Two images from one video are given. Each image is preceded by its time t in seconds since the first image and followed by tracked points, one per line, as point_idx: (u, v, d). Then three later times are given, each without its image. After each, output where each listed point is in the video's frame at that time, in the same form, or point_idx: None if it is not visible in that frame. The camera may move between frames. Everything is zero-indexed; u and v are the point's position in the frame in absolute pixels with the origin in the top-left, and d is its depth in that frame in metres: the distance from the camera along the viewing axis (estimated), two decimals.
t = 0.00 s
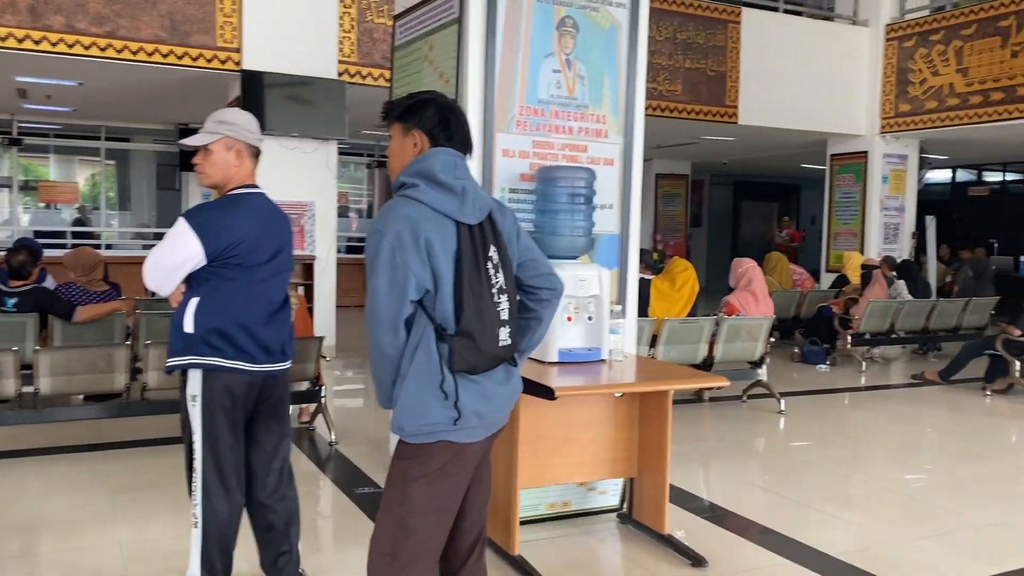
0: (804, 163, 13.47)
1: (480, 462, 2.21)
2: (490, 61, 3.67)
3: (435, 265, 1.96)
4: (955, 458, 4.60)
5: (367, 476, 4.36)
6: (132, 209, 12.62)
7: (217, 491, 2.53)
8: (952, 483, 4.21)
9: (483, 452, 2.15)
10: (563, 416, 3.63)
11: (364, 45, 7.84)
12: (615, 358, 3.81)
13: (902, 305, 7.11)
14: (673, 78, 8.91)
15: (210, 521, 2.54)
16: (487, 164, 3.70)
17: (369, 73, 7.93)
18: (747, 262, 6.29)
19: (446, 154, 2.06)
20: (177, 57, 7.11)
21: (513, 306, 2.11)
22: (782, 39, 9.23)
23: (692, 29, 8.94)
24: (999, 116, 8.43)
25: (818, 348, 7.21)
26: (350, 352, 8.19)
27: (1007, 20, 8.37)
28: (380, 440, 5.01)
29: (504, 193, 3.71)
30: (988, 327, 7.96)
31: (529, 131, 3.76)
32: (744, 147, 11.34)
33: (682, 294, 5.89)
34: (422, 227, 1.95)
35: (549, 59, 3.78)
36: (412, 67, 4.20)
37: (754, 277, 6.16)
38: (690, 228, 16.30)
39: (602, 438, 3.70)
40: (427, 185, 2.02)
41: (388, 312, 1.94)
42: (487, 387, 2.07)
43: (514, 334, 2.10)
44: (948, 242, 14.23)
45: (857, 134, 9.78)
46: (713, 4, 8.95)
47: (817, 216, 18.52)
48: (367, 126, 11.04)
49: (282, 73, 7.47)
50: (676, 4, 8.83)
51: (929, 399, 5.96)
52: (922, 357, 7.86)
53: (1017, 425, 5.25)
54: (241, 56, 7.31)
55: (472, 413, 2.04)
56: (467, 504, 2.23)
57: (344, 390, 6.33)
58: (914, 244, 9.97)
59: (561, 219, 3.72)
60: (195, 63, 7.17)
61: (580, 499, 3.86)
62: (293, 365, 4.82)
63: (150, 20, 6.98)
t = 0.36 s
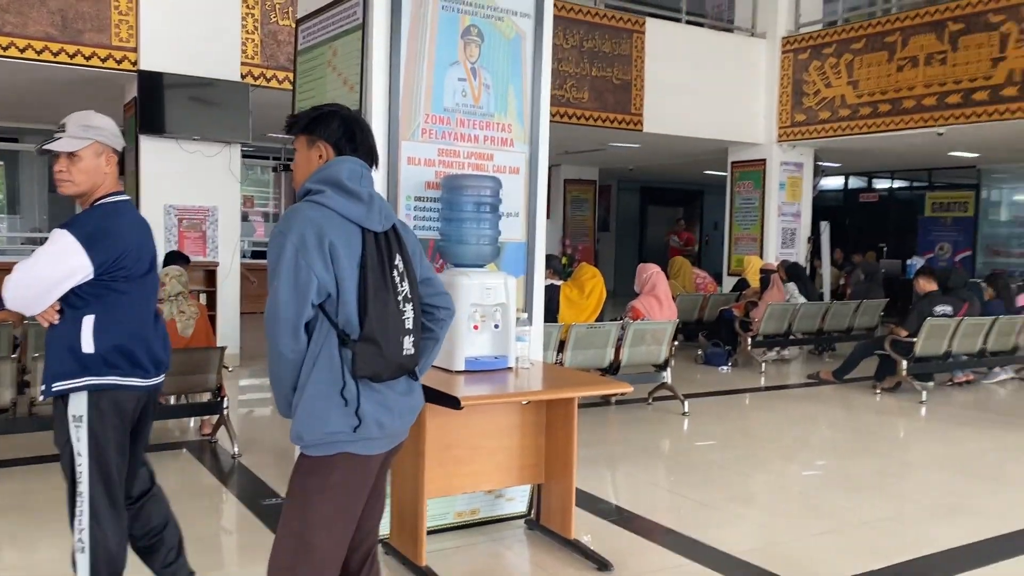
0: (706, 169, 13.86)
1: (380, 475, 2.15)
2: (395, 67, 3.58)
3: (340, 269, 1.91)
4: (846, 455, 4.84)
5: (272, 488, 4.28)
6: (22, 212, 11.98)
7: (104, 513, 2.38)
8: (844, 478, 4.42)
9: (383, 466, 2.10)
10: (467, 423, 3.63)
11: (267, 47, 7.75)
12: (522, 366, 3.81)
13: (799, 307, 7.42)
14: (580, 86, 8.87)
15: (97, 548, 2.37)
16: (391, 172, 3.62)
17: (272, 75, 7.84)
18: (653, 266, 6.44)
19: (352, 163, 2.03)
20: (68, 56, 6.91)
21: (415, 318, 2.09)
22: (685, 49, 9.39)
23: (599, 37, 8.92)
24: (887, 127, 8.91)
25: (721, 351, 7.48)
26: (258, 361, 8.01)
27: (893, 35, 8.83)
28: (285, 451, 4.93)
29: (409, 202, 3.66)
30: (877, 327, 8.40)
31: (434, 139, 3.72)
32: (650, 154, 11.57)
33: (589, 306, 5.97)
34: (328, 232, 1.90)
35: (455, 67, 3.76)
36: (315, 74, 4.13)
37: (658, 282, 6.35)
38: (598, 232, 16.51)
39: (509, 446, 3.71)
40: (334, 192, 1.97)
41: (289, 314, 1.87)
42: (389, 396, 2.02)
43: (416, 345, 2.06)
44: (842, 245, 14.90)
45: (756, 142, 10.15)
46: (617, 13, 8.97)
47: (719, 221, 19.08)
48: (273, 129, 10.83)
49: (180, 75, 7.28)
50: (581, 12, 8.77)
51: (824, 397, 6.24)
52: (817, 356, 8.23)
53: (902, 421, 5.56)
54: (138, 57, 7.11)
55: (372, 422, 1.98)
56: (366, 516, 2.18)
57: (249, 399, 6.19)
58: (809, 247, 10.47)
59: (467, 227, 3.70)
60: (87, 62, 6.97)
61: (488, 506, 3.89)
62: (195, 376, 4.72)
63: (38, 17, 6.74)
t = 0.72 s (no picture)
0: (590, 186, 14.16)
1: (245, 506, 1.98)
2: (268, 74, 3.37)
3: (213, 285, 1.73)
4: (724, 464, 4.97)
5: (134, 520, 3.99)
6: None
7: None
8: (722, 487, 4.54)
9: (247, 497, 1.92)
10: (348, 446, 3.38)
11: (137, 54, 7.50)
12: (405, 385, 3.49)
13: (677, 320, 7.65)
14: (464, 101, 8.85)
15: None
16: (263, 184, 3.38)
17: (141, 83, 7.59)
18: (537, 281, 6.51)
19: (226, 173, 1.86)
20: None
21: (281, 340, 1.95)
22: (569, 67, 9.57)
23: (483, 53, 8.94)
24: (758, 145, 9.33)
25: (603, 364, 7.62)
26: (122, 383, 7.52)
27: (761, 59, 9.25)
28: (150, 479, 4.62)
29: (283, 215, 3.41)
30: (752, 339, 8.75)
31: (310, 150, 3.51)
32: (533, 170, 11.68)
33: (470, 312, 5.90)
34: (202, 244, 1.72)
35: (331, 77, 3.56)
36: (185, 80, 3.90)
37: (543, 297, 6.40)
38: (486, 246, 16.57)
39: (392, 469, 3.49)
40: (206, 202, 1.79)
41: (155, 331, 1.66)
42: (255, 421, 1.87)
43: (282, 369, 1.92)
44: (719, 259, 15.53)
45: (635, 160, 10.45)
46: (501, 30, 9.03)
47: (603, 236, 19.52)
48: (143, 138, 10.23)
49: (43, 78, 6.95)
50: (465, 27, 8.76)
51: (703, 408, 6.42)
52: (697, 368, 8.51)
53: (775, 429, 5.78)
54: None
55: (238, 450, 1.82)
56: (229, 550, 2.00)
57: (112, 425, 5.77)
58: (686, 262, 10.86)
59: (346, 242, 3.53)
60: None
61: (369, 531, 3.74)
62: (50, 402, 4.38)
63: None
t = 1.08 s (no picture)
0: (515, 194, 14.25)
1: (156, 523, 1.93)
2: (185, 80, 3.27)
3: (128, 303, 1.68)
4: (648, 468, 5.06)
5: (42, 541, 3.80)
6: None
7: None
8: (647, 491, 4.62)
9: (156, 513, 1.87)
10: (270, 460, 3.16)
11: (45, 57, 7.27)
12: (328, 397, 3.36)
13: (602, 327, 7.77)
14: (388, 108, 8.81)
15: None
16: (179, 192, 3.26)
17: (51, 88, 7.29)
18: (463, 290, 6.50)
19: (147, 184, 1.79)
20: None
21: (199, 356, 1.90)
22: (493, 76, 9.61)
23: (406, 61, 8.90)
24: (678, 156, 9.65)
25: (530, 371, 7.71)
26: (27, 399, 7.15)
27: (680, 71, 9.54)
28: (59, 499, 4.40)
29: (201, 224, 3.31)
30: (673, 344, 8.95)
31: (229, 158, 3.40)
32: (459, 178, 11.68)
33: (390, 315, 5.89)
34: (120, 260, 1.67)
35: (251, 84, 3.46)
36: (96, 85, 3.75)
37: (470, 305, 6.39)
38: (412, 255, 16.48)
39: (315, 480, 3.28)
40: (125, 216, 1.73)
41: (69, 352, 1.59)
42: (169, 440, 1.82)
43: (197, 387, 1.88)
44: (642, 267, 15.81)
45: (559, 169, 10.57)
46: (424, 38, 9.02)
47: (528, 244, 19.62)
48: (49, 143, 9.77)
49: None
50: (388, 35, 8.73)
51: (627, 413, 6.53)
52: (621, 374, 8.65)
53: (697, 433, 5.92)
54: None
55: (151, 471, 1.77)
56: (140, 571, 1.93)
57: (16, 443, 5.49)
58: (610, 269, 11.03)
59: (267, 252, 3.39)
60: None
61: (293, 544, 3.62)
62: None
63: None
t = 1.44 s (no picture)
0: (438, 202, 14.24)
1: (70, 541, 1.86)
2: (95, 85, 3.15)
3: (28, 320, 1.62)
4: (572, 472, 5.14)
5: None
6: None
7: None
8: (571, 494, 4.69)
9: (67, 535, 1.79)
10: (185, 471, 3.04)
11: None
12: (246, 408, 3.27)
13: (525, 333, 7.86)
14: (309, 115, 8.68)
15: None
16: (90, 201, 3.14)
17: None
18: (386, 298, 6.45)
19: (58, 198, 1.74)
20: None
21: (115, 372, 1.84)
22: (416, 83, 9.62)
23: (327, 68, 8.80)
24: (598, 165, 9.81)
25: (455, 378, 7.68)
26: None
27: (600, 81, 9.70)
28: None
29: (113, 233, 3.18)
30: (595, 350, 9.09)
31: (143, 165, 3.29)
32: (381, 186, 11.61)
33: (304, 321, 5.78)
34: (22, 276, 1.61)
35: (164, 90, 3.36)
36: None
37: (392, 313, 6.35)
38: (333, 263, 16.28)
39: (233, 491, 3.18)
40: (33, 229, 1.68)
41: None
42: (78, 457, 1.75)
43: (110, 404, 1.82)
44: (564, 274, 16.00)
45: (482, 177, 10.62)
46: (345, 45, 8.95)
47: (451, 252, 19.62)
48: None
49: None
50: (308, 41, 8.60)
51: (551, 418, 6.59)
52: (544, 379, 8.74)
53: (619, 436, 6.04)
54: None
55: (55, 489, 1.70)
56: None
57: None
58: (533, 276, 11.13)
59: (182, 261, 3.26)
60: None
61: (212, 560, 3.52)
62: None
63: None
